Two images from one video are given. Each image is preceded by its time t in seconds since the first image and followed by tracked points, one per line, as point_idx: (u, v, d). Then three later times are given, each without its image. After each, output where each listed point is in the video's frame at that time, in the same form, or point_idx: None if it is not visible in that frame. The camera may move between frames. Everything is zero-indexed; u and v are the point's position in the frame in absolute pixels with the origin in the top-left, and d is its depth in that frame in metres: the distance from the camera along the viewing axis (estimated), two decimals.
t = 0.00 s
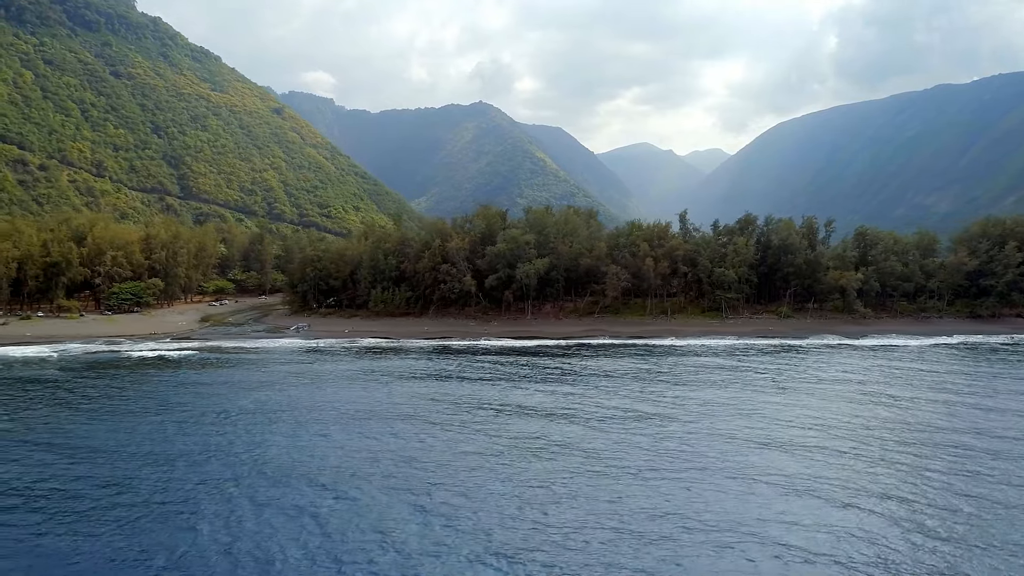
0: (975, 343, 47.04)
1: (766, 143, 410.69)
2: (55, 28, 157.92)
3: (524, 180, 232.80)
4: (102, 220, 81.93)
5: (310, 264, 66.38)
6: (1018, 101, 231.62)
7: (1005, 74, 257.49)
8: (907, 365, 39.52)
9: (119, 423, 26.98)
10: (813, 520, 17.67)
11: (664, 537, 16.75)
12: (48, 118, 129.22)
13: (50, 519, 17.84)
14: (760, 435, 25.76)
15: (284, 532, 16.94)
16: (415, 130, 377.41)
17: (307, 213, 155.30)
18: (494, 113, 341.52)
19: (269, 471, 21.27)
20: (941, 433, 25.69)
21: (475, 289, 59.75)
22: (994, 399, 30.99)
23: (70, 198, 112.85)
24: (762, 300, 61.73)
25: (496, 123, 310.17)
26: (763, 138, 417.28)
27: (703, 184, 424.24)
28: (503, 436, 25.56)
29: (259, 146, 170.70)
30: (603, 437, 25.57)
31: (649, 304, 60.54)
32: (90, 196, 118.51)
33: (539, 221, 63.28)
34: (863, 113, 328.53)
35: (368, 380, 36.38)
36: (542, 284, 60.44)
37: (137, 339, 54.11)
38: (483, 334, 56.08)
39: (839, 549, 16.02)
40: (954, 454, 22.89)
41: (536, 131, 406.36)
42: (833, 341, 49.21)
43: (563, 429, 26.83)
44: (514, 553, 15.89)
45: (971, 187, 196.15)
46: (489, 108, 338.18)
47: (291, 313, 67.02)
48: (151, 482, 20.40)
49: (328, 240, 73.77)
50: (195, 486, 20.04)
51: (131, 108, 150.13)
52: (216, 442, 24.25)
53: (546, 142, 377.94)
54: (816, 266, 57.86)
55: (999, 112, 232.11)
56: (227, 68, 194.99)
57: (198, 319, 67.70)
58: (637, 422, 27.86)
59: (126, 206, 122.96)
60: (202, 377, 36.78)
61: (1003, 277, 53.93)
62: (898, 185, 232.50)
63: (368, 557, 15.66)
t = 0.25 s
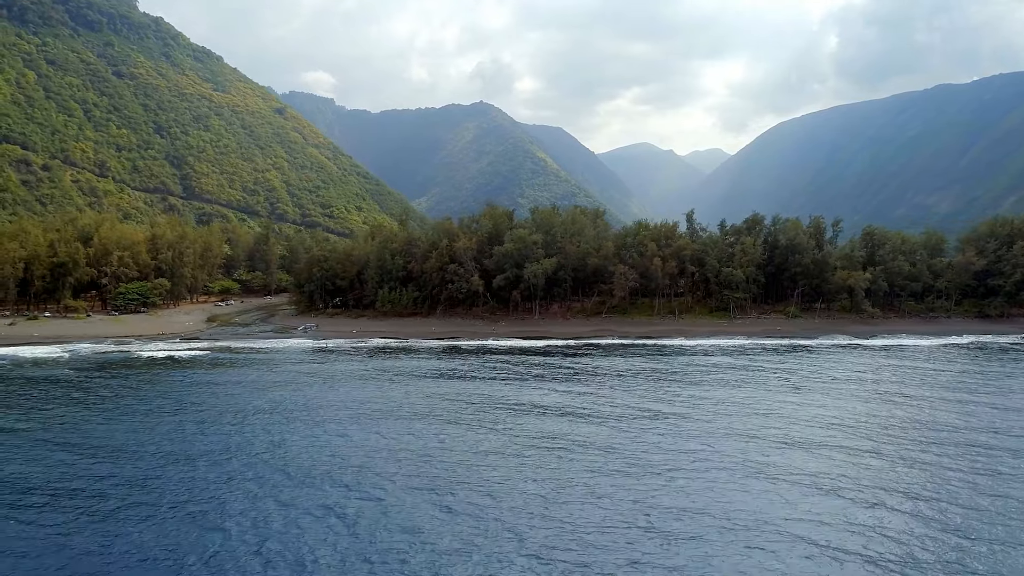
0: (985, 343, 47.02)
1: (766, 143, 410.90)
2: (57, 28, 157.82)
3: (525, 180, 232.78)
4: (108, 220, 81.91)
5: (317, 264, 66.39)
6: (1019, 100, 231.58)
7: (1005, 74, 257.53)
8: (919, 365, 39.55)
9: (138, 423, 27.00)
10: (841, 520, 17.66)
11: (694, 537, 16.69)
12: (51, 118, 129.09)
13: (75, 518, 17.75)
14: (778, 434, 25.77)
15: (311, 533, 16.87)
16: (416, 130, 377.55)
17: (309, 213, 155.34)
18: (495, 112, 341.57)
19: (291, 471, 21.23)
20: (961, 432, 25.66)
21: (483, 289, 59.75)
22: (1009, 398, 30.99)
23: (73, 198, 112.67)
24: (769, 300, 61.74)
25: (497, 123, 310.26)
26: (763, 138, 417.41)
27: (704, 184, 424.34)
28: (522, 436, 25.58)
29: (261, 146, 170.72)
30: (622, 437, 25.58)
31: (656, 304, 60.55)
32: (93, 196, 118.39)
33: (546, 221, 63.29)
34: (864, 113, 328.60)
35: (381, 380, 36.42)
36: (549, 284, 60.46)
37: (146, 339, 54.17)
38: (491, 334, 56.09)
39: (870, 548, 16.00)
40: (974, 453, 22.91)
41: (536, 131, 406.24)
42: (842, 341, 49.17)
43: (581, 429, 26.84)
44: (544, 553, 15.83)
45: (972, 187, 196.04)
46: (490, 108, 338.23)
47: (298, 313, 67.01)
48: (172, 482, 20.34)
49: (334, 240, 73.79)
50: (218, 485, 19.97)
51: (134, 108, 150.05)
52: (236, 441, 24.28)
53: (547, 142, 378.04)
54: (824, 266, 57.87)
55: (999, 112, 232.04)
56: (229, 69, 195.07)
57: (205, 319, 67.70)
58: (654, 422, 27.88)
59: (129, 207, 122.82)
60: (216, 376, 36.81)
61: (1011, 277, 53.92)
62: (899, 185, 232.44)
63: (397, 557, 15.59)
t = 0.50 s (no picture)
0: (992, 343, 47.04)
1: (767, 143, 411.02)
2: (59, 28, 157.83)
3: (526, 180, 232.77)
4: (112, 220, 81.99)
5: (323, 264, 66.42)
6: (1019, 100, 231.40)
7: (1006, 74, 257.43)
8: (930, 364, 39.50)
9: (155, 421, 27.05)
10: (864, 519, 17.64)
11: (719, 538, 16.63)
12: (54, 119, 128.96)
13: (97, 518, 17.72)
14: (795, 433, 25.80)
15: (334, 533, 16.83)
16: (416, 130, 377.64)
17: (311, 213, 155.34)
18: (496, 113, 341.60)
19: (311, 471, 21.16)
20: (978, 431, 25.62)
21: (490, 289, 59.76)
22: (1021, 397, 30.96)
23: (75, 199, 112.58)
24: (776, 300, 61.79)
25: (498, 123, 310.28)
26: (764, 138, 417.51)
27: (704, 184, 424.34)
28: (538, 437, 25.57)
29: (263, 146, 170.77)
30: (639, 437, 25.61)
31: (663, 304, 60.57)
32: (96, 196, 118.27)
33: (552, 221, 63.36)
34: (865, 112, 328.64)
35: (393, 380, 36.48)
36: (556, 284, 60.50)
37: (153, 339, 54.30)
38: (498, 334, 56.08)
39: (896, 549, 15.95)
40: (992, 452, 22.91)
41: (537, 131, 407.50)
42: (850, 342, 49.18)
43: (598, 429, 26.84)
44: (569, 554, 15.78)
45: (973, 187, 195.82)
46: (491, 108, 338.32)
47: (304, 313, 67.07)
48: (191, 482, 20.32)
49: (339, 240, 73.86)
50: (237, 486, 19.96)
51: (136, 108, 150.02)
52: (256, 441, 24.31)
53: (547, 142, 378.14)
54: (830, 265, 57.94)
55: (1000, 112, 231.77)
56: (231, 69, 195.21)
57: (210, 319, 67.77)
58: (670, 422, 27.88)
59: (131, 207, 122.70)
60: (227, 376, 36.85)
61: (1018, 278, 53.94)
62: (900, 185, 232.23)
63: (423, 558, 15.53)
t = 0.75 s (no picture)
0: (1001, 343, 47.04)
1: (767, 144, 411.29)
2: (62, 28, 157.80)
3: (527, 180, 232.81)
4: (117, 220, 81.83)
5: (330, 265, 66.45)
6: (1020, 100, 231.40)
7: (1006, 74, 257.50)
8: (940, 363, 39.64)
9: (173, 420, 27.14)
10: (890, 519, 17.60)
11: (746, 539, 16.59)
12: (56, 119, 128.80)
13: (121, 517, 17.74)
14: (812, 432, 25.91)
15: (359, 534, 16.79)
16: (417, 130, 377.93)
17: (314, 214, 155.27)
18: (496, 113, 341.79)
19: (334, 471, 21.26)
20: (994, 429, 25.72)
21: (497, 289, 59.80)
22: None
23: (78, 199, 112.42)
24: (783, 299, 61.83)
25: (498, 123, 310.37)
26: (764, 138, 417.72)
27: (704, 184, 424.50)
28: (557, 436, 25.69)
29: (265, 146, 170.72)
30: (657, 435, 25.72)
31: (671, 304, 60.60)
32: (99, 196, 118.11)
33: (559, 221, 63.34)
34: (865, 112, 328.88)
35: (406, 379, 36.58)
36: (563, 284, 60.57)
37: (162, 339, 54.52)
38: (506, 334, 56.12)
39: (926, 548, 15.91)
40: (1009, 450, 23.00)
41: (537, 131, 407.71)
42: (859, 342, 49.17)
43: (615, 427, 26.96)
44: (596, 553, 15.80)
45: (974, 186, 195.75)
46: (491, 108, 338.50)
47: (311, 313, 67.10)
48: (216, 481, 20.41)
49: (345, 240, 73.78)
50: (259, 487, 19.95)
51: (138, 108, 149.91)
52: (276, 440, 24.43)
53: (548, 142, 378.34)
54: (838, 265, 57.97)
55: (1001, 112, 231.74)
56: (232, 69, 195.37)
57: (217, 319, 67.79)
58: (686, 420, 27.98)
59: (134, 207, 122.54)
60: (241, 375, 36.98)
61: None
62: (900, 185, 232.32)
63: (450, 558, 15.50)
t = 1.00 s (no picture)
0: (1008, 343, 47.05)
1: (767, 144, 411.59)
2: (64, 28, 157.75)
3: (528, 180, 232.87)
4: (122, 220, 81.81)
5: (337, 264, 66.48)
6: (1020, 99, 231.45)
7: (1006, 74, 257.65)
8: (949, 363, 39.72)
9: (188, 420, 27.17)
10: (915, 519, 17.60)
11: (774, 540, 16.53)
12: (59, 118, 128.69)
13: (144, 518, 17.70)
14: (828, 432, 25.95)
15: (384, 535, 16.79)
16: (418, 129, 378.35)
17: (315, 214, 155.28)
18: (497, 112, 342.05)
19: (354, 471, 21.30)
20: (1010, 429, 25.76)
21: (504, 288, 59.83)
22: None
23: (81, 199, 112.38)
24: (789, 299, 61.92)
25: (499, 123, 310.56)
26: (765, 138, 417.91)
27: (705, 184, 424.71)
28: (573, 436, 25.73)
29: (267, 146, 170.72)
30: (673, 435, 25.77)
31: (677, 304, 60.64)
32: (102, 196, 118.09)
33: (565, 220, 63.38)
34: (866, 112, 329.11)
35: (417, 379, 36.62)
36: (570, 283, 60.62)
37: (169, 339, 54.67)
38: (513, 334, 56.13)
39: (951, 548, 15.96)
40: None
41: (538, 131, 407.91)
42: (866, 342, 49.20)
43: (630, 427, 27.00)
44: (622, 551, 15.87)
45: (974, 186, 195.80)
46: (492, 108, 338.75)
47: (317, 313, 67.13)
48: (237, 481, 20.44)
49: (350, 240, 73.82)
50: (280, 487, 19.90)
51: (141, 108, 149.89)
52: (294, 440, 24.48)
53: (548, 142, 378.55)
54: (845, 265, 58.06)
55: (1001, 112, 231.81)
56: (234, 69, 195.56)
57: (223, 319, 67.86)
58: (701, 420, 28.01)
59: (137, 206, 122.49)
60: (252, 374, 37.04)
61: None
62: (901, 185, 232.39)
63: (477, 558, 15.54)
